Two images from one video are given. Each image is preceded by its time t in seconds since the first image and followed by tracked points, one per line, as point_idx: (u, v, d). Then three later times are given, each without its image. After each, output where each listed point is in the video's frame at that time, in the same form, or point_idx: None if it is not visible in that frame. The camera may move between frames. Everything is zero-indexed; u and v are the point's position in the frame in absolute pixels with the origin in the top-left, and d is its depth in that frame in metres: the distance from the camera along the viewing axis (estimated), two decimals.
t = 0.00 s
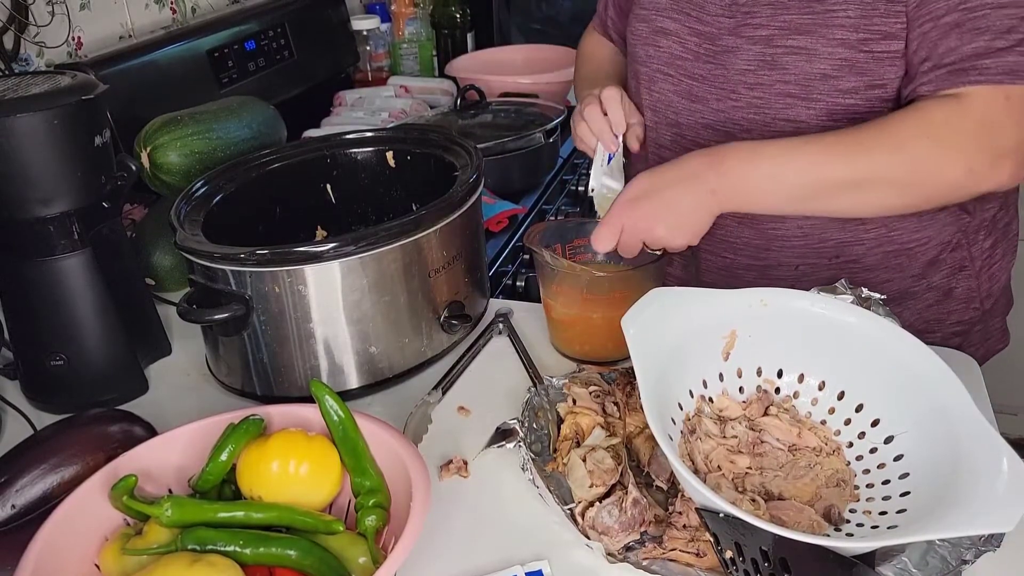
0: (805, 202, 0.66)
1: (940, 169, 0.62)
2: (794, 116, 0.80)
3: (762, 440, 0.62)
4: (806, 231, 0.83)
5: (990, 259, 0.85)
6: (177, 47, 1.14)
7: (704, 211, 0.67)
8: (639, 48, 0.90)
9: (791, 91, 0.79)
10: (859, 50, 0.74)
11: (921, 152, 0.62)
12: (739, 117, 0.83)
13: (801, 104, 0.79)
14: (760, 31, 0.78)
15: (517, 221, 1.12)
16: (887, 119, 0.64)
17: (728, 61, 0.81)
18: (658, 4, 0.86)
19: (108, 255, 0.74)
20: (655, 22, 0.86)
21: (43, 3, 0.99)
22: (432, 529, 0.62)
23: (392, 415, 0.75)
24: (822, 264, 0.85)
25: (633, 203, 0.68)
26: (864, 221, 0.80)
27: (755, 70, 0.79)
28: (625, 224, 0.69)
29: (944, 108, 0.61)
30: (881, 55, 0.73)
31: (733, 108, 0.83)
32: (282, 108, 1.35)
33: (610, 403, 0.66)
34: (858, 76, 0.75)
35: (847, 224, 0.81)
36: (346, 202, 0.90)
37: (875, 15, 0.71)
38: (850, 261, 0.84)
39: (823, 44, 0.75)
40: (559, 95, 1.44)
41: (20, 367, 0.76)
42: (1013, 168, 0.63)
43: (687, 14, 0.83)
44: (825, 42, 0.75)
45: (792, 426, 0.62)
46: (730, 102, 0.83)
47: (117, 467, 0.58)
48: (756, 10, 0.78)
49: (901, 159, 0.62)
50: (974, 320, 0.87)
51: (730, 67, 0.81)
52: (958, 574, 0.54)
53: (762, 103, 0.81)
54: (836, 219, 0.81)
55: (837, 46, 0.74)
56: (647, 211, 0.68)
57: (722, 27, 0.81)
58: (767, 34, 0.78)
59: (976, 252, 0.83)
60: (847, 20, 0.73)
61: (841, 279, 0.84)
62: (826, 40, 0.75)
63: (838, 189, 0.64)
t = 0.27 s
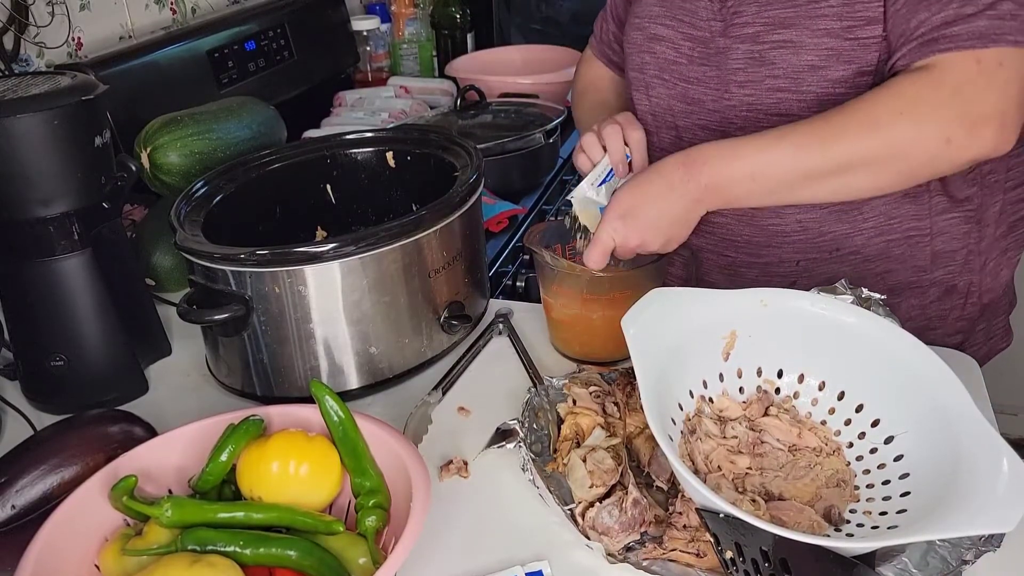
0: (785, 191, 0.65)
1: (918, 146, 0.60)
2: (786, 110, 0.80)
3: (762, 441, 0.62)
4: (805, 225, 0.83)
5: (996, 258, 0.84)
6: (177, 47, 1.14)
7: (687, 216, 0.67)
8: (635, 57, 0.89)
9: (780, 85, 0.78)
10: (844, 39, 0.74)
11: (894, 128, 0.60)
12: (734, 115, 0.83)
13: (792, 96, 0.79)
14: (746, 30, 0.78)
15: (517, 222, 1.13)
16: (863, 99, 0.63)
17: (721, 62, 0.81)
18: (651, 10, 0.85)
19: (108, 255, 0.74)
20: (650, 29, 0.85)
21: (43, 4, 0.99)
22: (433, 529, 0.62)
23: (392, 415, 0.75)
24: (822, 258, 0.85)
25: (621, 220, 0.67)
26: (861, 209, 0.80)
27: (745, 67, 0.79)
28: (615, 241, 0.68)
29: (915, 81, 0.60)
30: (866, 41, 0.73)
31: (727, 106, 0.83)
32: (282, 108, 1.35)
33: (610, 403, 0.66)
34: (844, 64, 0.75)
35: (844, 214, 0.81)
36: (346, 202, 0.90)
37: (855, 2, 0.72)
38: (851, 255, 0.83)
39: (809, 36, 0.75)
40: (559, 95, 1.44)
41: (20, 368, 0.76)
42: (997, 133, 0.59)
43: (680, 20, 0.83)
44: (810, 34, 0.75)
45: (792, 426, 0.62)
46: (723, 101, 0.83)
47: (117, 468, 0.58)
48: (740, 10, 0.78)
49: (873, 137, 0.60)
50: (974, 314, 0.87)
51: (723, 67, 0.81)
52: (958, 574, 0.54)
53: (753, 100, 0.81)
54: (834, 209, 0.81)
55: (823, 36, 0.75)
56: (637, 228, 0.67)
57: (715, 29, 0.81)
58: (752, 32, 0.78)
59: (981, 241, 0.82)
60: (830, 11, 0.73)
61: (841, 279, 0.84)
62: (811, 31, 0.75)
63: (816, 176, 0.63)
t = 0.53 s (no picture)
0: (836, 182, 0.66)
1: (970, 130, 0.62)
2: (779, 109, 0.79)
3: (762, 441, 0.62)
4: (800, 224, 0.84)
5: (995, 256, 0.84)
6: (177, 48, 1.14)
7: (749, 203, 0.67)
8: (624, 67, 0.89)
9: (773, 85, 0.78)
10: (835, 38, 0.74)
11: (956, 112, 0.62)
12: (727, 117, 0.83)
13: (784, 96, 0.79)
14: (738, 31, 0.78)
15: (517, 222, 1.13)
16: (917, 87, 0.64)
17: (711, 65, 0.81)
18: (640, 20, 0.86)
19: (109, 256, 0.74)
20: (639, 38, 0.86)
21: (43, 5, 0.99)
22: (433, 530, 0.62)
23: (392, 416, 0.75)
24: (819, 256, 0.85)
25: (688, 201, 0.66)
26: (856, 207, 0.81)
27: (737, 69, 0.79)
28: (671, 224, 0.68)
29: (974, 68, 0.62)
30: (862, 39, 0.73)
31: (720, 108, 0.83)
32: (283, 109, 1.35)
33: (610, 403, 0.66)
34: (837, 63, 0.75)
35: (840, 212, 0.81)
36: (346, 203, 0.90)
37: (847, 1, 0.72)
38: (848, 254, 0.84)
39: (799, 36, 0.75)
40: (558, 96, 1.44)
41: (20, 368, 0.76)
42: None
43: (671, 28, 0.83)
44: (801, 33, 0.75)
45: (792, 426, 0.62)
46: (715, 103, 0.83)
47: (117, 468, 0.58)
48: (732, 9, 0.78)
49: (930, 122, 0.62)
50: (972, 312, 0.87)
51: (714, 70, 0.81)
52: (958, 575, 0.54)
53: (747, 101, 0.81)
54: (829, 207, 0.82)
55: (815, 35, 0.74)
56: (701, 209, 0.66)
57: (705, 33, 0.81)
58: (744, 34, 0.78)
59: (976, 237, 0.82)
60: (822, 10, 0.73)
61: (841, 279, 0.85)
62: (803, 31, 0.75)
63: (875, 164, 0.65)
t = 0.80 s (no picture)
0: (850, 199, 0.72)
1: (975, 151, 0.67)
2: (787, 116, 0.79)
3: (762, 441, 0.62)
4: (804, 226, 0.83)
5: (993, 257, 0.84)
6: (177, 48, 1.14)
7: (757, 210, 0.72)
8: (625, 67, 0.89)
9: (783, 92, 0.79)
10: (847, 46, 0.74)
11: (951, 138, 0.67)
12: (733, 120, 0.83)
13: (793, 103, 0.79)
14: (747, 35, 0.78)
15: (517, 223, 1.13)
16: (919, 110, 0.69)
17: (716, 66, 0.81)
18: (642, 20, 0.86)
19: (109, 256, 0.74)
20: (642, 39, 0.86)
21: (43, 5, 0.99)
22: (433, 530, 0.62)
23: (392, 416, 0.75)
24: (821, 259, 0.85)
25: (709, 194, 0.69)
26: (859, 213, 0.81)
27: (745, 73, 0.80)
28: (690, 196, 0.68)
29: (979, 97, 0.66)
30: (871, 49, 0.73)
31: (722, 111, 0.83)
32: (282, 109, 1.35)
33: (609, 403, 0.66)
34: (846, 71, 0.75)
35: (842, 217, 0.81)
36: (346, 203, 0.90)
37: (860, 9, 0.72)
38: (849, 255, 0.84)
39: (811, 43, 0.75)
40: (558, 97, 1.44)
41: (21, 369, 0.76)
42: None
43: (672, 28, 0.84)
44: (813, 41, 0.75)
45: (792, 426, 0.62)
46: (722, 106, 0.83)
47: (116, 469, 0.58)
48: (741, 14, 0.78)
49: (939, 145, 0.67)
50: (972, 313, 0.87)
51: (719, 72, 0.81)
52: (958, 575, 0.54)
53: (755, 106, 0.81)
54: (832, 213, 0.81)
55: (826, 43, 0.75)
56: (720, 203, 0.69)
57: (706, 36, 0.81)
58: (753, 38, 0.78)
59: (974, 238, 0.83)
60: (833, 18, 0.74)
61: (841, 279, 0.85)
62: (814, 39, 0.75)
63: (872, 184, 0.70)
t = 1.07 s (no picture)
0: (854, 204, 0.72)
1: (977, 158, 0.67)
2: (790, 118, 0.79)
3: (762, 441, 0.62)
4: (806, 229, 0.83)
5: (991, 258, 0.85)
6: (177, 49, 1.14)
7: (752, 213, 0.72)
8: (627, 64, 0.89)
9: (785, 94, 0.79)
10: (850, 50, 0.74)
11: (949, 145, 0.67)
12: (736, 121, 0.82)
13: (796, 105, 0.79)
14: (752, 37, 0.78)
15: (517, 223, 1.13)
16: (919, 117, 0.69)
17: (719, 67, 0.81)
18: (644, 19, 0.86)
19: (109, 257, 0.74)
20: (644, 38, 0.86)
21: (43, 6, 0.99)
22: (433, 531, 0.62)
23: (392, 417, 0.75)
24: (822, 262, 0.85)
25: (706, 189, 0.70)
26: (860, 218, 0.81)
27: (748, 74, 0.80)
28: (687, 192, 0.69)
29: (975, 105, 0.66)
30: (873, 55, 0.74)
31: (723, 111, 0.83)
32: (282, 109, 1.35)
33: (610, 403, 0.66)
34: (849, 75, 0.75)
35: (844, 221, 0.81)
36: (346, 204, 0.90)
37: (864, 14, 0.73)
38: (849, 257, 0.84)
39: (815, 46, 0.76)
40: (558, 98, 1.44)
41: (21, 370, 0.76)
42: None
43: (676, 27, 0.84)
44: (817, 44, 0.75)
45: (792, 426, 0.62)
46: (724, 107, 0.82)
47: (116, 470, 0.58)
48: (746, 15, 0.79)
49: (938, 151, 0.67)
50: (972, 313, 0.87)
51: (721, 73, 0.81)
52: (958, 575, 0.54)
53: (758, 107, 0.81)
54: (833, 218, 0.81)
55: (830, 47, 0.75)
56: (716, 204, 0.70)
57: (710, 35, 0.81)
58: (758, 39, 0.78)
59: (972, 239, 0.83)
60: (837, 23, 0.74)
61: (840, 279, 0.85)
62: (819, 43, 0.75)
63: (873, 190, 0.70)
